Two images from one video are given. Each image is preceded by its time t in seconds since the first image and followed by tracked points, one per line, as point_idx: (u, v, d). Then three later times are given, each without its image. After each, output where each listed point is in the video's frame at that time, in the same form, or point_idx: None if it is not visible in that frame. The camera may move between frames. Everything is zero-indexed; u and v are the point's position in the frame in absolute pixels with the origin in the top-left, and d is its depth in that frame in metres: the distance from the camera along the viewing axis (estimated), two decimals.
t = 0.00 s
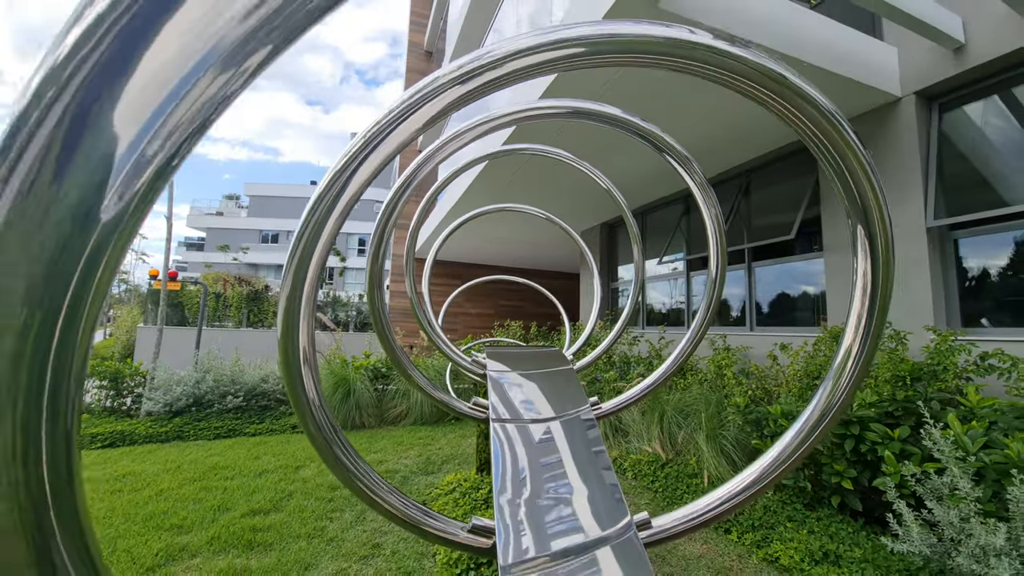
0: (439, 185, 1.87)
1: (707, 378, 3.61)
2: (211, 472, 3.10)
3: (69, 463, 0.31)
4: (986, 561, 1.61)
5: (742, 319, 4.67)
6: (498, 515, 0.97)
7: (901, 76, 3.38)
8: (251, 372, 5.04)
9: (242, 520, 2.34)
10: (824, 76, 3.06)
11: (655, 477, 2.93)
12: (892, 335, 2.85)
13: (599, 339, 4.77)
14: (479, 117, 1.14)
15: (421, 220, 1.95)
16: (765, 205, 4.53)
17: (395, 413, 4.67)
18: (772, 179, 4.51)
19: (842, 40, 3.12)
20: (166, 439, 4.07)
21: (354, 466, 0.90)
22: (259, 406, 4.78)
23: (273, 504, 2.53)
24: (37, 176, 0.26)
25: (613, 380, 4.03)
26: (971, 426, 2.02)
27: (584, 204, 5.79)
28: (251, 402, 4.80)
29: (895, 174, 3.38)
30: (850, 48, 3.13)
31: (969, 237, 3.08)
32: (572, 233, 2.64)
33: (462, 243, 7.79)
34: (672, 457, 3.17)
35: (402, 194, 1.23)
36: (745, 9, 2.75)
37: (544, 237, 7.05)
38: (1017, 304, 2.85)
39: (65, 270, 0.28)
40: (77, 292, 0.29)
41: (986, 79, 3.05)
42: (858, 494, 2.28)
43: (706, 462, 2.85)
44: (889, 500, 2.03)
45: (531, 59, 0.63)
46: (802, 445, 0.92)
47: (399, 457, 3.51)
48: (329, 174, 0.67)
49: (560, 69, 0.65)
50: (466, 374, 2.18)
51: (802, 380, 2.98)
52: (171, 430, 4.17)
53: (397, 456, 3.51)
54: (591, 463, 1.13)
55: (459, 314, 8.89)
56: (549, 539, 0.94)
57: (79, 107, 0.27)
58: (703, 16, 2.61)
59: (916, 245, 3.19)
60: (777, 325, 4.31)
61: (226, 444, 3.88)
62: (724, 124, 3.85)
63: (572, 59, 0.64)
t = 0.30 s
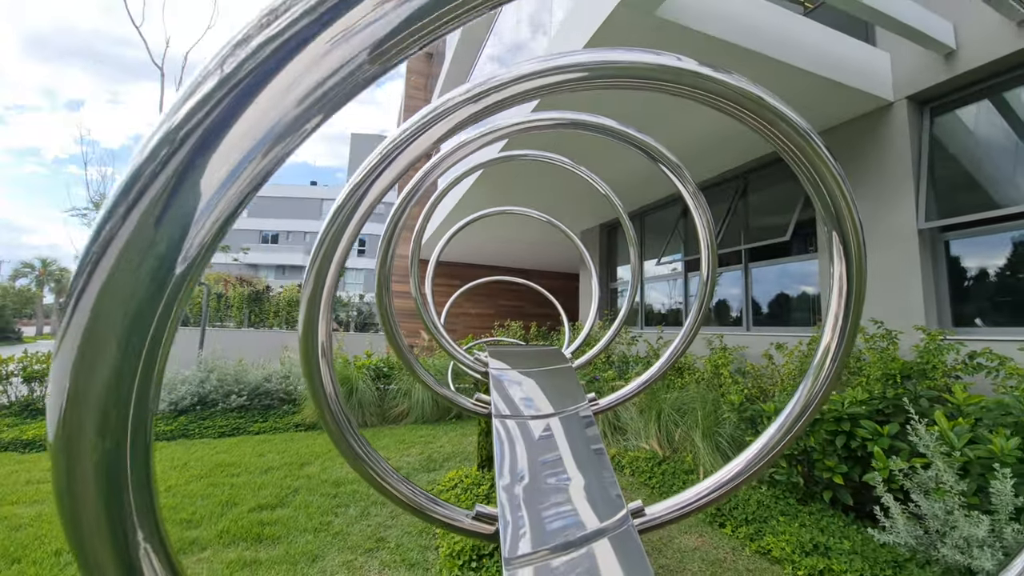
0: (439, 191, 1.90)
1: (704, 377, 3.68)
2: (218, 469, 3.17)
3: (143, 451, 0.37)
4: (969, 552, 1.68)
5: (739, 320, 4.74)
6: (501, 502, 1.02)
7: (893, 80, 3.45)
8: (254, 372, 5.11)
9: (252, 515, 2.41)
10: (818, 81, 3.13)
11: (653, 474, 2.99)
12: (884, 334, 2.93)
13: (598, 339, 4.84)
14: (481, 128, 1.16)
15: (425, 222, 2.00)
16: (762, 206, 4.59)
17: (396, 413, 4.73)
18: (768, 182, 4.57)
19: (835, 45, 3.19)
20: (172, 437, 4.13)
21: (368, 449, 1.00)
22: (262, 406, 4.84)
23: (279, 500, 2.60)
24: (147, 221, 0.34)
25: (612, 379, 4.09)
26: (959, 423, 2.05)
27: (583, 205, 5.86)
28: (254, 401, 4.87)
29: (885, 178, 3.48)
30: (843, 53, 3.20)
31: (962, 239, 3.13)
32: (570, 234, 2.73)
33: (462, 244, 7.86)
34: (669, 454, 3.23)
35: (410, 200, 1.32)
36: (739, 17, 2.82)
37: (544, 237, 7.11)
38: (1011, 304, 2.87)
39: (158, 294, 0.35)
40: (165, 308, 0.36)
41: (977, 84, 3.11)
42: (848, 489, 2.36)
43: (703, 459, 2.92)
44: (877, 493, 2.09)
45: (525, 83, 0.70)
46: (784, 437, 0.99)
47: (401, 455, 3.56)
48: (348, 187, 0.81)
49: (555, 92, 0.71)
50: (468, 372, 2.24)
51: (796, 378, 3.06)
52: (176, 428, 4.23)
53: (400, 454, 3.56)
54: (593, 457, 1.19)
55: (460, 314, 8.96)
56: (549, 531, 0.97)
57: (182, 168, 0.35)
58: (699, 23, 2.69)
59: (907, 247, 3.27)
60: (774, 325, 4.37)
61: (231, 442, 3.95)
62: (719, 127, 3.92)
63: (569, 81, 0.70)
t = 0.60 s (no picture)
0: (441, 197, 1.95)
1: (702, 376, 3.76)
2: (226, 466, 3.24)
3: (199, 448, 0.41)
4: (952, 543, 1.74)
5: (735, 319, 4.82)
6: (503, 497, 1.08)
7: (885, 84, 3.52)
8: (258, 371, 5.17)
9: (259, 510, 2.47)
10: (810, 86, 3.20)
11: (649, 470, 3.06)
12: (875, 334, 3.01)
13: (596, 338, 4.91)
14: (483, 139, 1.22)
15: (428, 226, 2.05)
16: (758, 208, 4.66)
17: (398, 412, 4.79)
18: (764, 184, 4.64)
19: (827, 52, 3.25)
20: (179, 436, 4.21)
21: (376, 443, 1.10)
22: (265, 405, 4.91)
23: (285, 496, 2.67)
24: (214, 245, 0.37)
25: (610, 378, 4.16)
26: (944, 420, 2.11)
27: (582, 206, 5.93)
28: (258, 401, 4.93)
29: (877, 181, 3.55)
30: (836, 59, 3.28)
31: (959, 241, 3.16)
32: (568, 236, 2.79)
33: (463, 245, 7.92)
34: (666, 451, 3.30)
35: (414, 207, 1.40)
36: (734, 24, 2.89)
37: (543, 238, 7.17)
38: (1007, 304, 2.91)
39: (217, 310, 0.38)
40: (220, 322, 0.39)
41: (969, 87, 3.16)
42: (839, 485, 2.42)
43: (698, 456, 3.01)
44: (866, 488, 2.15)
45: (521, 107, 0.77)
46: (767, 430, 1.07)
47: (404, 453, 3.62)
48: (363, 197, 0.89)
49: (554, 114, 0.78)
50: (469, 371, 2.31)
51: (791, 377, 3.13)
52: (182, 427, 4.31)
53: (402, 453, 3.62)
54: (590, 452, 1.26)
55: (460, 314, 9.03)
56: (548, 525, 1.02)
57: (241, 205, 0.38)
58: (694, 31, 2.76)
59: (898, 249, 3.35)
60: (771, 325, 4.44)
61: (236, 440, 4.01)
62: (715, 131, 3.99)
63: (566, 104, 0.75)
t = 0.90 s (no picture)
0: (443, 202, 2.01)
1: (698, 374, 3.84)
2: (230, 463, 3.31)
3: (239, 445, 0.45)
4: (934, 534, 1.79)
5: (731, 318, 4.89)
6: (504, 489, 1.10)
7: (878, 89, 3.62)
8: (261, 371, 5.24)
9: (265, 504, 2.55)
10: (804, 91, 3.27)
11: (646, 466, 3.14)
12: (867, 333, 3.08)
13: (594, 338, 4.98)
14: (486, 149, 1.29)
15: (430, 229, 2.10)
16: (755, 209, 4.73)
17: (399, 410, 4.86)
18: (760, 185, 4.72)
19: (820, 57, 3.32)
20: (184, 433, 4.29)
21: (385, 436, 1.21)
22: (269, 403, 4.99)
23: (291, 490, 2.74)
24: (256, 272, 0.41)
25: (608, 376, 4.24)
26: (929, 416, 2.18)
27: (581, 206, 6.00)
28: (261, 399, 5.01)
29: (870, 184, 3.62)
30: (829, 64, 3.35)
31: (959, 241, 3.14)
32: (567, 238, 2.89)
33: (463, 245, 8.00)
34: (662, 448, 3.36)
35: (420, 212, 1.46)
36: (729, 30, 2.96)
37: (543, 238, 7.25)
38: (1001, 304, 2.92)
39: (253, 329, 0.43)
40: (256, 336, 0.43)
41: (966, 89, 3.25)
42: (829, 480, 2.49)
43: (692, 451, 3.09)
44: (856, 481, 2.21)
45: (521, 126, 0.86)
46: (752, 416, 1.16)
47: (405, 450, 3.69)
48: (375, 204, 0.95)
49: (549, 128, 0.87)
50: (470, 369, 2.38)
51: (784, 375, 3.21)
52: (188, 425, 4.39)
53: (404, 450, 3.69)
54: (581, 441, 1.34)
55: (461, 314, 9.10)
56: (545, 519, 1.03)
57: (280, 229, 0.42)
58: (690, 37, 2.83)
59: (890, 249, 3.42)
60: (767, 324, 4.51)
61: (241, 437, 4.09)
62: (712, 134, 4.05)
63: (561, 120, 0.83)
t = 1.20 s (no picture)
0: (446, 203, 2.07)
1: (695, 373, 3.92)
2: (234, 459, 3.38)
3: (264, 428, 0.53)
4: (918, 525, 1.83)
5: (727, 318, 4.96)
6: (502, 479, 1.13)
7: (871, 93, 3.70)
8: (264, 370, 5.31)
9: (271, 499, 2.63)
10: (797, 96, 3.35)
11: (642, 462, 3.21)
12: (859, 331, 3.15)
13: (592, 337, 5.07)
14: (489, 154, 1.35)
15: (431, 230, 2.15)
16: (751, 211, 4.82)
17: (400, 409, 4.93)
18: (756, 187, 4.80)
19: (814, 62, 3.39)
20: (189, 430, 4.36)
21: (391, 430, 1.33)
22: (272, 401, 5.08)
23: (296, 485, 2.82)
24: (285, 282, 0.48)
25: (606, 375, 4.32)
26: (916, 412, 2.25)
27: (580, 207, 6.08)
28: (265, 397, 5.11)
29: (862, 186, 3.69)
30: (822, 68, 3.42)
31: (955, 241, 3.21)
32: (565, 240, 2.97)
33: (463, 245, 8.08)
34: (659, 444, 3.43)
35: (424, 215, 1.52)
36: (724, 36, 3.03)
37: (543, 238, 7.32)
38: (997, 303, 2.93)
39: (279, 335, 0.49)
40: (281, 336, 0.50)
41: (957, 93, 3.33)
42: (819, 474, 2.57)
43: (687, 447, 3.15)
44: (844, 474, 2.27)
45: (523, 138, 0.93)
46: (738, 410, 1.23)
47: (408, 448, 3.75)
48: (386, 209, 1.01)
49: (548, 140, 0.94)
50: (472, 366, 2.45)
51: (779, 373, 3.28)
52: (192, 423, 4.46)
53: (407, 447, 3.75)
54: (577, 427, 1.40)
55: (461, 314, 9.18)
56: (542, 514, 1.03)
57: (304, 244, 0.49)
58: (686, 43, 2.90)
59: (883, 250, 3.48)
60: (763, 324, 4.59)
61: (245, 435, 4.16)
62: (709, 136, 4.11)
63: (561, 135, 0.90)
